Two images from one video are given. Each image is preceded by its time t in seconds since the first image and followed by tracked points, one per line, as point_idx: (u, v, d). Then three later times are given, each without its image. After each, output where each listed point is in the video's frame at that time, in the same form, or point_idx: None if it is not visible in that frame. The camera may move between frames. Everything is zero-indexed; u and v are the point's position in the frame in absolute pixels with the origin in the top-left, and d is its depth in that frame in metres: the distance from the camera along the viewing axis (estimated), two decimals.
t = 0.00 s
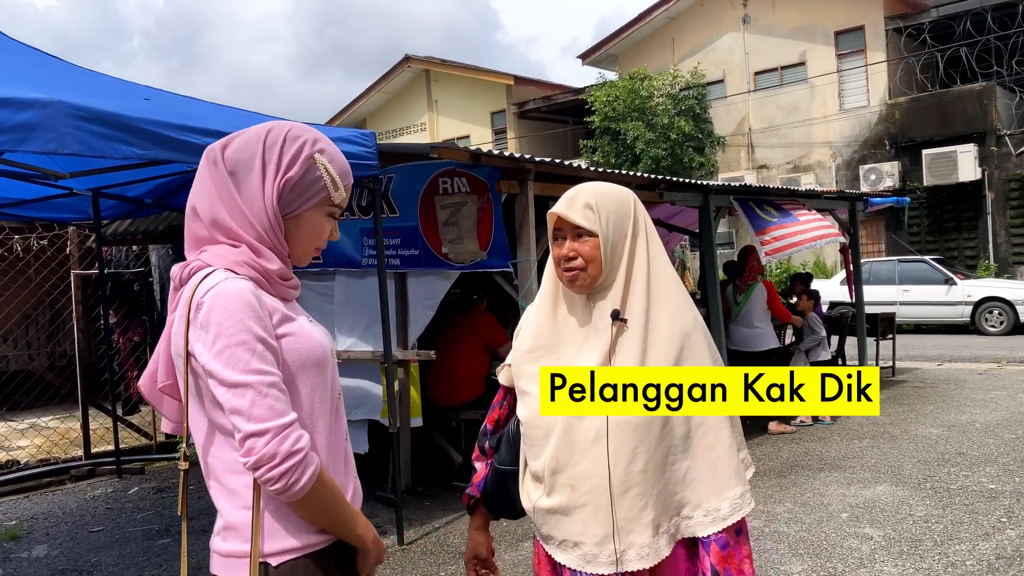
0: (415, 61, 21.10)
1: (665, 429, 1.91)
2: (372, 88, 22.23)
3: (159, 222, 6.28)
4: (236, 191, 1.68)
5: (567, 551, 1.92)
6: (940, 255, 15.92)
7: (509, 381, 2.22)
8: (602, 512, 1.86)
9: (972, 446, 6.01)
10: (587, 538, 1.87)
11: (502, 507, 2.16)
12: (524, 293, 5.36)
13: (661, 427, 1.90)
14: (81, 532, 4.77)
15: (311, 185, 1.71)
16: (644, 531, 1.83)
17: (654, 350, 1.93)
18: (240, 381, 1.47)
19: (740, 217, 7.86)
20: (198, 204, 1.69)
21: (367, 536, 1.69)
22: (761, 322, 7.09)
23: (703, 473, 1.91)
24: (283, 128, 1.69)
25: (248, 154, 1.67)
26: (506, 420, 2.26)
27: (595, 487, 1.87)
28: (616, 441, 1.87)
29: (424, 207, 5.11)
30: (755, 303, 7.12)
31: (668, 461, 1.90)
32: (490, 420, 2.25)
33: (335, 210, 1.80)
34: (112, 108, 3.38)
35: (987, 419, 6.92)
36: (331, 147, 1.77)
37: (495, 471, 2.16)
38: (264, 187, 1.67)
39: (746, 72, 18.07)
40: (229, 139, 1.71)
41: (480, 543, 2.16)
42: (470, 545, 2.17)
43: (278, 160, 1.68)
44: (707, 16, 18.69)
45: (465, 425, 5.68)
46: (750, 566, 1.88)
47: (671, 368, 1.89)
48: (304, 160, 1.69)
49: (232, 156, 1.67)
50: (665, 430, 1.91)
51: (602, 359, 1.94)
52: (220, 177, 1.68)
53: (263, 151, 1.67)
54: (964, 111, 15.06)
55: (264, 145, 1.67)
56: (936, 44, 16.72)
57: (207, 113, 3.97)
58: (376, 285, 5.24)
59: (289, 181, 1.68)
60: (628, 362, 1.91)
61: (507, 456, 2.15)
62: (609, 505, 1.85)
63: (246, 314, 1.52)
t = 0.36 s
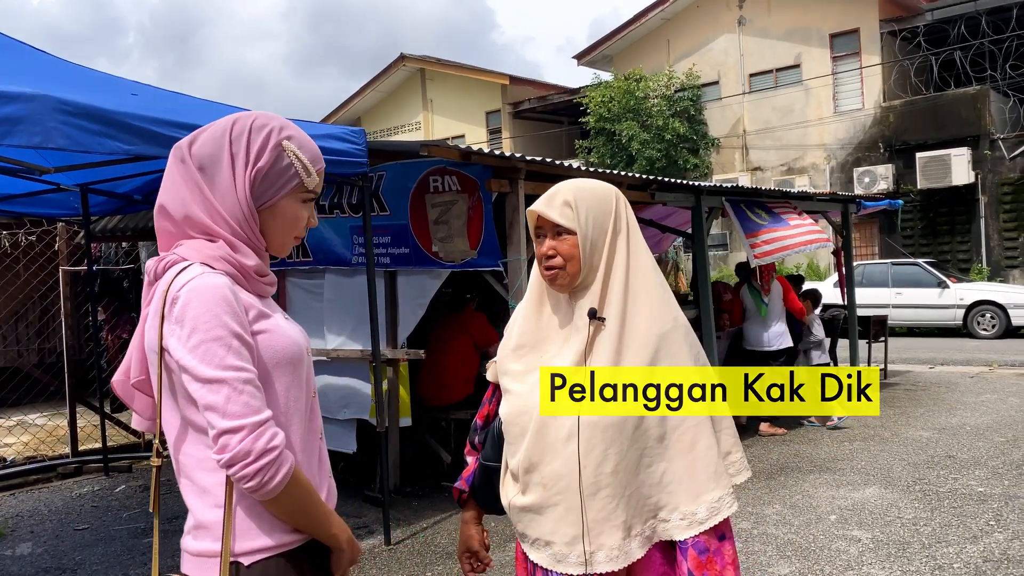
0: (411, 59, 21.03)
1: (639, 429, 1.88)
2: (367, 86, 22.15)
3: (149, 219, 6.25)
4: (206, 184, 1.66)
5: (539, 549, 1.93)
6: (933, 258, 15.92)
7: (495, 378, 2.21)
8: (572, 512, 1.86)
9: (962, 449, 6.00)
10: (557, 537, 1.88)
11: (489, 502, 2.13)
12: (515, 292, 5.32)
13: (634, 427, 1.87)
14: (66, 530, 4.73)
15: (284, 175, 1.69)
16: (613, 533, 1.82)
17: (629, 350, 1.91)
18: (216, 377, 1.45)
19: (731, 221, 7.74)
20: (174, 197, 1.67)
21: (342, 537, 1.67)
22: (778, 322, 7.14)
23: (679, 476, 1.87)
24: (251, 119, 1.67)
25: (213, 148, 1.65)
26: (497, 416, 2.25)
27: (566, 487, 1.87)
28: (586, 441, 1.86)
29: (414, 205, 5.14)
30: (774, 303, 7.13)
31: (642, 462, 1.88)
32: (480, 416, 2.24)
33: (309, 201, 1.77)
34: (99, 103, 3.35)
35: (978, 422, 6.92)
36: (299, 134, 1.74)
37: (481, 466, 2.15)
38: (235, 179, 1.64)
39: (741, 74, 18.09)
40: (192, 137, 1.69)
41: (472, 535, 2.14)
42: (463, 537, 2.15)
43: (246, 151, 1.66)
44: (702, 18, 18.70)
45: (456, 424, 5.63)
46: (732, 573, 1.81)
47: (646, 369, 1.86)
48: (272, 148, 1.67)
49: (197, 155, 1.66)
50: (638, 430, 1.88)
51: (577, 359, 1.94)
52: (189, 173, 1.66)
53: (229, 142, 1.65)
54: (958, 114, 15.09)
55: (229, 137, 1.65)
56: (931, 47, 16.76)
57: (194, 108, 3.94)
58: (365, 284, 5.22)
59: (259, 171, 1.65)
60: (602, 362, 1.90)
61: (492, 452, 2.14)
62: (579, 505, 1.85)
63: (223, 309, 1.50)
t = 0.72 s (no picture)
0: (405, 59, 21.01)
1: (619, 435, 1.86)
2: (361, 86, 22.12)
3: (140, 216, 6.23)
4: (189, 179, 1.65)
5: (520, 549, 1.94)
6: (924, 263, 15.99)
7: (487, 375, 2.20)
8: (551, 515, 1.86)
9: (951, 453, 6.03)
10: (536, 539, 1.88)
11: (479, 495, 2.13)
12: (506, 293, 5.31)
13: (614, 432, 1.86)
14: (53, 528, 4.70)
15: (266, 167, 1.68)
16: (590, 538, 1.81)
17: (613, 352, 1.90)
18: (204, 372, 1.44)
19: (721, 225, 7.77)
20: (158, 192, 1.66)
21: (331, 531, 1.66)
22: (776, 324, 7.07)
23: (661, 484, 1.85)
24: (230, 112, 1.66)
25: (194, 142, 1.65)
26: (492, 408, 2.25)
27: (544, 489, 1.86)
28: (567, 443, 1.85)
29: (406, 204, 5.11)
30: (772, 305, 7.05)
31: (622, 469, 1.86)
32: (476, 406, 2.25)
33: (292, 192, 1.77)
34: (90, 97, 3.34)
35: (967, 426, 6.95)
36: (279, 125, 1.73)
37: (472, 460, 2.15)
38: (216, 172, 1.64)
39: (735, 78, 18.14)
40: (174, 131, 1.69)
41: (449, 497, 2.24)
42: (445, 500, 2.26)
43: (226, 143, 1.65)
44: (697, 21, 18.75)
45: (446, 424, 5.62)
46: None
47: (632, 371, 1.87)
48: (251, 139, 1.66)
49: (177, 150, 1.65)
50: (618, 435, 1.86)
51: (563, 359, 1.94)
52: (171, 168, 1.65)
53: (210, 136, 1.65)
54: (950, 121, 15.16)
55: (209, 130, 1.65)
56: (924, 53, 16.85)
57: (187, 105, 3.92)
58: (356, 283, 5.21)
59: (240, 163, 1.64)
60: (586, 364, 1.90)
61: (481, 448, 2.13)
62: (558, 509, 1.85)
63: (210, 304, 1.49)
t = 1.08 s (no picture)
0: (403, 60, 21.02)
1: (614, 432, 1.87)
2: (359, 86, 22.13)
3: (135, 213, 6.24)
4: (181, 175, 1.65)
5: (513, 551, 1.92)
6: (918, 269, 16.05)
7: (476, 375, 2.21)
8: (546, 514, 1.87)
9: (943, 458, 6.05)
10: (532, 539, 1.88)
11: (464, 499, 2.13)
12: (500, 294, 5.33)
13: (609, 430, 1.87)
14: (44, 525, 4.69)
15: (257, 163, 1.69)
16: (588, 537, 1.82)
17: (608, 349, 1.92)
18: (200, 366, 1.44)
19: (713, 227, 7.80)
20: (151, 187, 1.66)
21: (321, 527, 1.67)
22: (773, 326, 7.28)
23: (655, 481, 1.86)
24: (221, 108, 1.67)
25: (186, 138, 1.65)
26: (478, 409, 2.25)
27: (541, 488, 1.87)
28: (570, 441, 1.85)
29: (401, 205, 5.13)
30: (769, 307, 7.31)
31: (617, 466, 1.86)
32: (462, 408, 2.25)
33: (283, 189, 1.77)
34: (86, 93, 3.33)
35: (959, 431, 6.98)
36: (271, 122, 1.74)
37: (457, 462, 2.16)
38: (208, 168, 1.64)
39: (732, 82, 18.19)
40: (166, 128, 1.69)
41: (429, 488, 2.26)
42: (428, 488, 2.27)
43: (217, 140, 1.65)
44: (694, 25, 18.79)
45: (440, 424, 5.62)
46: None
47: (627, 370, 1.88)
48: (243, 136, 1.67)
49: (169, 146, 1.66)
50: (614, 433, 1.87)
51: (560, 357, 1.94)
52: (163, 164, 1.65)
53: (201, 133, 1.65)
54: (946, 128, 15.19)
55: (201, 127, 1.65)
56: (919, 59, 16.90)
57: (183, 102, 3.92)
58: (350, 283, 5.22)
59: (232, 160, 1.65)
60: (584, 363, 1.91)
61: (468, 449, 2.14)
62: (554, 508, 1.86)
63: (206, 299, 1.49)
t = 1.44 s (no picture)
0: (402, 59, 21.03)
1: (614, 431, 1.87)
2: (358, 84, 22.13)
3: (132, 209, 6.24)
4: (181, 167, 1.65)
5: (508, 551, 1.90)
6: (915, 272, 16.06)
7: (464, 379, 2.19)
8: (547, 514, 1.84)
9: (938, 461, 6.06)
10: (529, 539, 1.85)
11: (457, 504, 2.12)
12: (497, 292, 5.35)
13: (609, 428, 1.86)
14: (38, 521, 4.68)
15: (259, 159, 1.69)
16: (587, 535, 1.82)
17: (606, 348, 1.90)
18: (199, 358, 1.44)
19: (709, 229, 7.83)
20: (151, 178, 1.66)
21: (317, 522, 1.67)
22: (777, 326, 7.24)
23: (654, 478, 1.88)
24: (225, 102, 1.67)
25: (188, 131, 1.65)
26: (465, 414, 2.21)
27: (540, 489, 1.85)
28: (570, 441, 1.83)
29: (399, 203, 5.13)
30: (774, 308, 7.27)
31: (617, 464, 1.87)
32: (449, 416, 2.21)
33: (282, 186, 1.77)
34: (84, 88, 3.33)
35: (954, 435, 6.99)
36: (274, 118, 1.75)
37: (447, 465, 2.14)
38: (209, 161, 1.64)
39: (730, 84, 18.19)
40: (169, 120, 1.69)
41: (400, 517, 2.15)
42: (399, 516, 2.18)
43: (219, 134, 1.65)
44: (693, 27, 18.83)
45: (435, 423, 5.64)
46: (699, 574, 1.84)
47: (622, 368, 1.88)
48: (247, 132, 1.67)
49: (171, 138, 1.65)
50: (613, 431, 1.86)
51: (553, 356, 1.92)
52: (163, 155, 1.65)
53: (203, 125, 1.65)
54: (943, 131, 15.25)
55: (203, 120, 1.65)
56: (918, 63, 16.93)
57: (182, 99, 3.91)
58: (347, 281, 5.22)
59: (233, 153, 1.65)
60: (580, 358, 1.89)
61: (458, 452, 2.13)
62: (552, 507, 1.84)
63: (205, 290, 1.49)
